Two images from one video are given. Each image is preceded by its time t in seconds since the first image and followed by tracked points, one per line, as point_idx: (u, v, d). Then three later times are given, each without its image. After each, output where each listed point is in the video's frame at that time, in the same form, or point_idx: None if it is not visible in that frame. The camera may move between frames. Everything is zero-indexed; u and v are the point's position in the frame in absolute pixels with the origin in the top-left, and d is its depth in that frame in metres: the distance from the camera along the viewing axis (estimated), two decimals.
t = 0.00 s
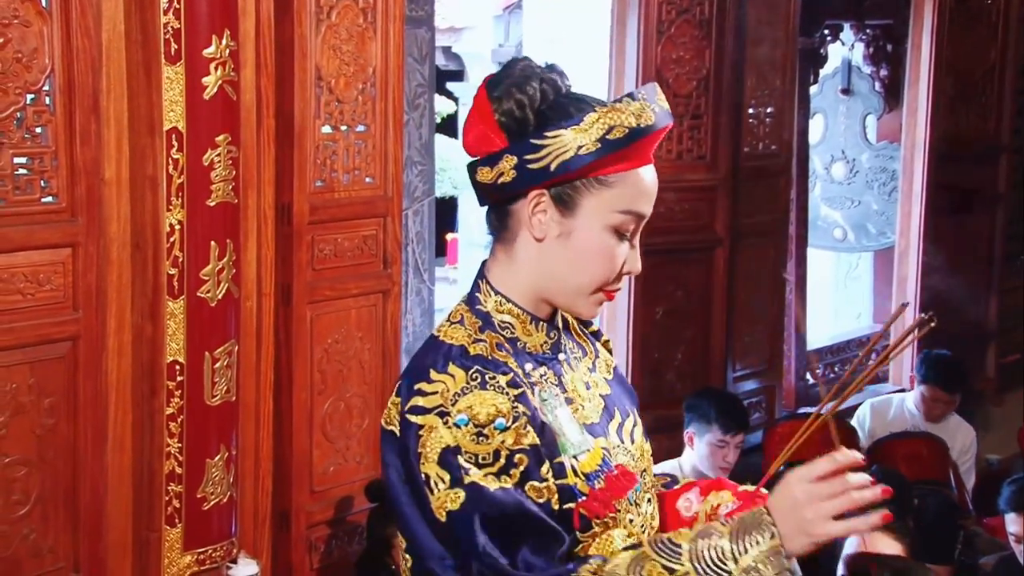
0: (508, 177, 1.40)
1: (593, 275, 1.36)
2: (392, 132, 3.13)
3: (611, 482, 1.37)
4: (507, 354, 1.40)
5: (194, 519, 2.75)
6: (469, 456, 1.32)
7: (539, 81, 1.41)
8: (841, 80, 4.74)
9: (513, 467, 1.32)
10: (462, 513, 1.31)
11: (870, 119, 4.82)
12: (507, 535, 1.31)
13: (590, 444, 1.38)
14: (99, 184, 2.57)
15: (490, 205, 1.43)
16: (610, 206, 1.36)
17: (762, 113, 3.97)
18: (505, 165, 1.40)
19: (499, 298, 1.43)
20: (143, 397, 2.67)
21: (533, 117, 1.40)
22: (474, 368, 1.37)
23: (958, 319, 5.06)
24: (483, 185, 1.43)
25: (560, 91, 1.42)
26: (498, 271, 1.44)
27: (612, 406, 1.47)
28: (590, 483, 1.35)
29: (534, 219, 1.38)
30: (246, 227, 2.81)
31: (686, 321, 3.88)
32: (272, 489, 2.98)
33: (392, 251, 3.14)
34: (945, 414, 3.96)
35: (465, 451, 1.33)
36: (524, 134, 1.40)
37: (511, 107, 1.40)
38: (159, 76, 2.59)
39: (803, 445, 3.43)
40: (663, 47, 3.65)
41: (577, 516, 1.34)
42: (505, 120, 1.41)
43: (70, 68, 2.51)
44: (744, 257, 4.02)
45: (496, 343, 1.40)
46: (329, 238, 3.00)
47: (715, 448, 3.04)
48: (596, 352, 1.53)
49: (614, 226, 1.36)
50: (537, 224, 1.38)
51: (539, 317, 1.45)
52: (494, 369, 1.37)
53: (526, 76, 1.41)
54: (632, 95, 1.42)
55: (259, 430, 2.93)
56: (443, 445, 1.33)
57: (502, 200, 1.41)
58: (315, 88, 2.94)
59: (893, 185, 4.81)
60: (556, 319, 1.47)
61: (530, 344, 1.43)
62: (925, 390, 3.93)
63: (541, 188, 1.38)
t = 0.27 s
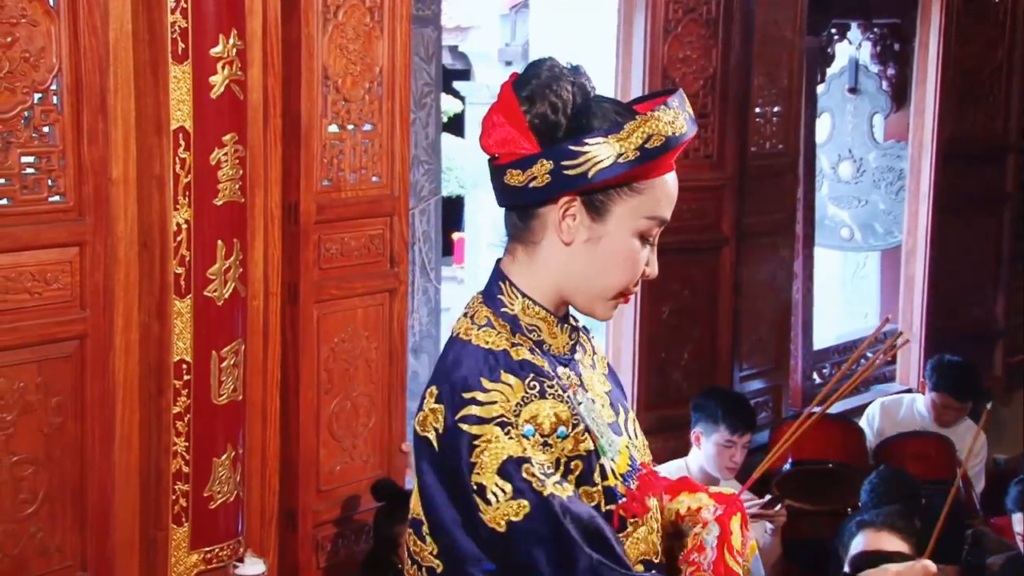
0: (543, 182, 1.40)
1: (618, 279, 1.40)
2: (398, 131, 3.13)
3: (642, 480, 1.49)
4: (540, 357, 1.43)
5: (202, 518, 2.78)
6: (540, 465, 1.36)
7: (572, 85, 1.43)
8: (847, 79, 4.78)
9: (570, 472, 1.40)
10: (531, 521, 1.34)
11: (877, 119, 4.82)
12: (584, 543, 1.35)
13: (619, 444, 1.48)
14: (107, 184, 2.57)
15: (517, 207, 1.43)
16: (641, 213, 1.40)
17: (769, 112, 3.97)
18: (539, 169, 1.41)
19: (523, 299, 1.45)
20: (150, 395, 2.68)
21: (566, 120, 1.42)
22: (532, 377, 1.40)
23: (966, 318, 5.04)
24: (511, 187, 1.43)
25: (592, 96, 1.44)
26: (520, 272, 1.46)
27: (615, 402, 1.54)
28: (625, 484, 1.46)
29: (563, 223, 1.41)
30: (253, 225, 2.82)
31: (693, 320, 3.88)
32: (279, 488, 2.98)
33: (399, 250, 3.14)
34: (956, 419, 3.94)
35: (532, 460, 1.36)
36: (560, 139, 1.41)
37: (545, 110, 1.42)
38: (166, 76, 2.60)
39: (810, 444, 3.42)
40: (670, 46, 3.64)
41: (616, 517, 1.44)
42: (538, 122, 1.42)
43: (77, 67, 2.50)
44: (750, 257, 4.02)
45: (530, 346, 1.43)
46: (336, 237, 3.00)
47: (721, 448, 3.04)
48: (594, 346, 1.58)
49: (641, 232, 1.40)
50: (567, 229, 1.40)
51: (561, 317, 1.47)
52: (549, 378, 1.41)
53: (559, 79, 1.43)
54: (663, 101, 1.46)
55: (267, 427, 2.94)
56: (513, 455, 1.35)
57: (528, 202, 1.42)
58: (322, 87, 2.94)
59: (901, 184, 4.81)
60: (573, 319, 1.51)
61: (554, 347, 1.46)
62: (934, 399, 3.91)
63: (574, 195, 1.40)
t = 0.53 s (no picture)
0: (562, 180, 1.46)
1: (634, 275, 1.46)
2: (403, 130, 3.12)
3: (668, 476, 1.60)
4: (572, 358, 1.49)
5: (205, 516, 2.77)
6: (590, 462, 1.44)
7: (589, 84, 1.49)
8: (852, 79, 4.88)
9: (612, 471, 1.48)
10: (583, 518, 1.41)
11: (882, 117, 4.88)
12: (635, 538, 1.42)
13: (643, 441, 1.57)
14: (112, 183, 2.57)
15: (535, 204, 1.49)
16: (657, 211, 1.45)
17: (774, 111, 3.97)
18: (557, 167, 1.46)
19: (547, 297, 1.50)
20: (155, 393, 2.68)
21: (583, 118, 1.48)
22: (574, 376, 1.46)
23: (971, 317, 5.03)
24: (530, 185, 1.49)
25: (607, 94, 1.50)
26: (540, 269, 1.51)
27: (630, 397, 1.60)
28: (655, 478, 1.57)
29: (582, 221, 1.46)
30: (258, 223, 2.81)
31: (698, 319, 3.89)
32: (284, 486, 2.98)
33: (403, 249, 3.14)
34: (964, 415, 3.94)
35: (580, 458, 1.43)
36: (577, 136, 1.47)
37: (564, 108, 1.48)
38: (171, 74, 2.59)
39: (815, 442, 3.42)
40: (674, 45, 3.64)
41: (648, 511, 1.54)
42: (556, 120, 1.48)
43: (82, 66, 2.51)
44: (755, 256, 4.02)
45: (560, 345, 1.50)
46: (341, 236, 3.01)
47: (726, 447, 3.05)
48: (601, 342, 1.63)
49: (657, 230, 1.46)
50: (585, 228, 1.46)
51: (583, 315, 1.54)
52: (589, 377, 1.48)
53: (576, 78, 1.48)
54: (678, 99, 1.51)
55: (271, 422, 2.93)
56: (564, 454, 1.42)
57: (547, 200, 1.47)
58: (327, 86, 2.94)
59: (906, 182, 4.81)
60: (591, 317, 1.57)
61: (576, 346, 1.52)
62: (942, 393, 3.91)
63: (592, 193, 1.46)
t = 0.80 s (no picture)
0: (571, 177, 1.46)
1: (643, 271, 1.46)
2: (406, 127, 3.12)
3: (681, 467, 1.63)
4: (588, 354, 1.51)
5: (209, 513, 2.78)
6: (611, 456, 1.44)
7: (598, 80, 1.49)
8: (855, 76, 4.76)
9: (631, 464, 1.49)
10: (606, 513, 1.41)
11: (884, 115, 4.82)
12: (660, 529, 1.42)
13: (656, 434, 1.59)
14: (114, 180, 2.56)
15: (543, 200, 1.49)
16: (665, 208, 1.46)
17: (776, 108, 3.97)
18: (566, 164, 1.47)
19: (557, 294, 1.50)
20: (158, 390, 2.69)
21: (593, 115, 1.48)
22: (590, 370, 1.47)
23: (973, 315, 5.03)
24: (539, 182, 1.49)
25: (616, 91, 1.50)
26: (549, 265, 1.51)
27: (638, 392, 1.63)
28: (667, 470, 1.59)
29: (591, 217, 1.47)
30: (261, 221, 2.82)
31: (700, 317, 3.88)
32: (286, 483, 2.99)
33: (406, 246, 3.13)
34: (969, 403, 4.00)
35: (600, 452, 1.43)
36: (586, 134, 1.47)
37: (573, 106, 1.48)
38: (173, 72, 2.61)
39: (818, 438, 3.43)
40: (677, 42, 3.64)
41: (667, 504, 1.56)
42: (565, 117, 1.48)
43: (84, 63, 2.50)
44: (758, 253, 4.02)
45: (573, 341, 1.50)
46: (343, 233, 3.00)
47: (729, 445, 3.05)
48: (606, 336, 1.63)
49: (666, 226, 1.46)
50: (594, 223, 1.46)
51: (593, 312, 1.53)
52: (604, 373, 1.48)
53: (585, 74, 1.49)
54: (686, 96, 1.51)
55: (274, 422, 2.93)
56: (584, 449, 1.42)
57: (556, 196, 1.47)
58: (329, 83, 2.94)
59: (908, 179, 4.85)
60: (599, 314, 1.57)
61: (586, 342, 1.52)
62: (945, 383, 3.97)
63: (602, 190, 1.46)
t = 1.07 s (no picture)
0: (575, 175, 1.46)
1: (642, 271, 1.46)
2: (406, 124, 3.12)
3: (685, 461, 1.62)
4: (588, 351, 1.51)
5: (210, 510, 2.77)
6: (612, 450, 1.44)
7: (609, 79, 1.48)
8: (856, 73, 4.78)
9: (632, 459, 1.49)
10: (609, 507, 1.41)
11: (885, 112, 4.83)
12: (662, 524, 1.41)
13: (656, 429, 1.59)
14: (115, 177, 2.56)
15: (546, 197, 1.49)
16: (668, 210, 1.45)
17: (777, 105, 3.97)
18: (570, 162, 1.47)
19: (559, 290, 1.51)
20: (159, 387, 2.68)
21: (601, 113, 1.48)
22: (590, 366, 1.47)
23: (973, 311, 5.04)
24: (543, 177, 1.49)
25: (626, 91, 1.49)
26: (551, 262, 1.52)
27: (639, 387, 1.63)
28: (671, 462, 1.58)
29: (593, 216, 1.47)
30: (262, 218, 2.82)
31: (700, 314, 3.89)
32: (286, 480, 2.99)
33: (407, 243, 3.13)
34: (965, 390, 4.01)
35: (600, 448, 1.43)
36: (592, 132, 1.47)
37: (581, 103, 1.48)
38: (174, 69, 2.60)
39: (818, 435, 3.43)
40: (677, 39, 3.64)
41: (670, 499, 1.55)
42: (572, 114, 1.48)
43: (85, 60, 2.50)
44: (758, 250, 4.02)
45: (576, 339, 1.50)
46: (344, 230, 3.00)
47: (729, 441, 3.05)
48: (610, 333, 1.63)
49: (668, 229, 1.46)
50: (596, 222, 1.46)
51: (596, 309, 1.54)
52: (604, 367, 1.48)
53: (595, 72, 1.48)
54: (697, 100, 1.50)
55: (274, 421, 2.93)
56: (586, 444, 1.42)
57: (557, 192, 1.48)
58: (330, 80, 2.94)
59: (909, 177, 4.83)
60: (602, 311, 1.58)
61: (588, 338, 1.52)
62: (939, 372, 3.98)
63: (605, 189, 1.46)
